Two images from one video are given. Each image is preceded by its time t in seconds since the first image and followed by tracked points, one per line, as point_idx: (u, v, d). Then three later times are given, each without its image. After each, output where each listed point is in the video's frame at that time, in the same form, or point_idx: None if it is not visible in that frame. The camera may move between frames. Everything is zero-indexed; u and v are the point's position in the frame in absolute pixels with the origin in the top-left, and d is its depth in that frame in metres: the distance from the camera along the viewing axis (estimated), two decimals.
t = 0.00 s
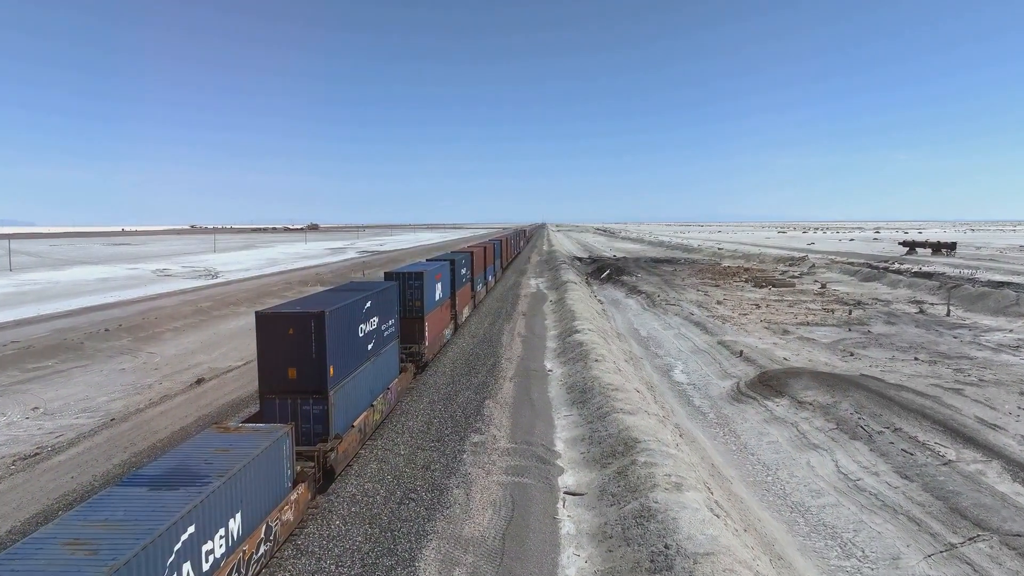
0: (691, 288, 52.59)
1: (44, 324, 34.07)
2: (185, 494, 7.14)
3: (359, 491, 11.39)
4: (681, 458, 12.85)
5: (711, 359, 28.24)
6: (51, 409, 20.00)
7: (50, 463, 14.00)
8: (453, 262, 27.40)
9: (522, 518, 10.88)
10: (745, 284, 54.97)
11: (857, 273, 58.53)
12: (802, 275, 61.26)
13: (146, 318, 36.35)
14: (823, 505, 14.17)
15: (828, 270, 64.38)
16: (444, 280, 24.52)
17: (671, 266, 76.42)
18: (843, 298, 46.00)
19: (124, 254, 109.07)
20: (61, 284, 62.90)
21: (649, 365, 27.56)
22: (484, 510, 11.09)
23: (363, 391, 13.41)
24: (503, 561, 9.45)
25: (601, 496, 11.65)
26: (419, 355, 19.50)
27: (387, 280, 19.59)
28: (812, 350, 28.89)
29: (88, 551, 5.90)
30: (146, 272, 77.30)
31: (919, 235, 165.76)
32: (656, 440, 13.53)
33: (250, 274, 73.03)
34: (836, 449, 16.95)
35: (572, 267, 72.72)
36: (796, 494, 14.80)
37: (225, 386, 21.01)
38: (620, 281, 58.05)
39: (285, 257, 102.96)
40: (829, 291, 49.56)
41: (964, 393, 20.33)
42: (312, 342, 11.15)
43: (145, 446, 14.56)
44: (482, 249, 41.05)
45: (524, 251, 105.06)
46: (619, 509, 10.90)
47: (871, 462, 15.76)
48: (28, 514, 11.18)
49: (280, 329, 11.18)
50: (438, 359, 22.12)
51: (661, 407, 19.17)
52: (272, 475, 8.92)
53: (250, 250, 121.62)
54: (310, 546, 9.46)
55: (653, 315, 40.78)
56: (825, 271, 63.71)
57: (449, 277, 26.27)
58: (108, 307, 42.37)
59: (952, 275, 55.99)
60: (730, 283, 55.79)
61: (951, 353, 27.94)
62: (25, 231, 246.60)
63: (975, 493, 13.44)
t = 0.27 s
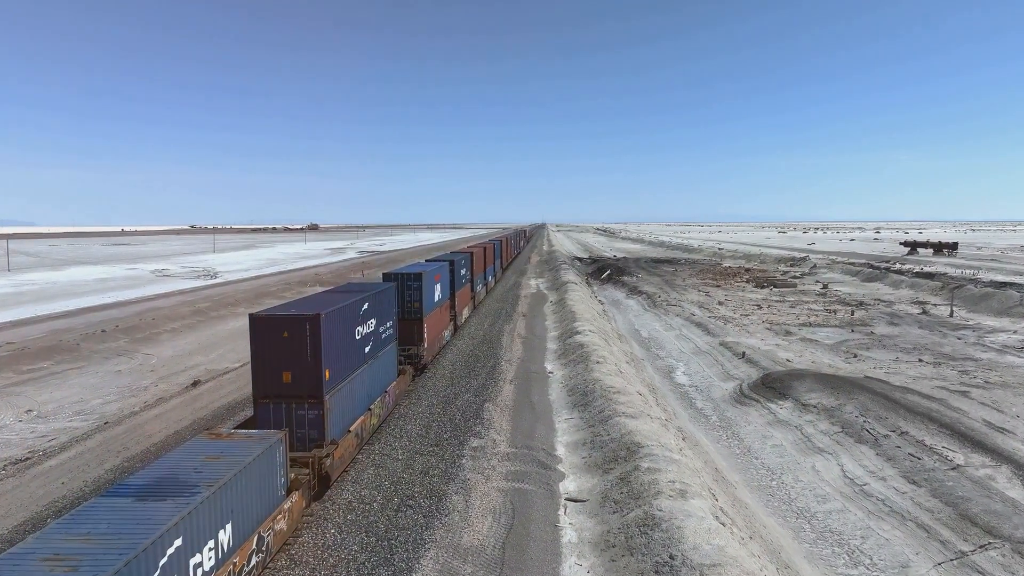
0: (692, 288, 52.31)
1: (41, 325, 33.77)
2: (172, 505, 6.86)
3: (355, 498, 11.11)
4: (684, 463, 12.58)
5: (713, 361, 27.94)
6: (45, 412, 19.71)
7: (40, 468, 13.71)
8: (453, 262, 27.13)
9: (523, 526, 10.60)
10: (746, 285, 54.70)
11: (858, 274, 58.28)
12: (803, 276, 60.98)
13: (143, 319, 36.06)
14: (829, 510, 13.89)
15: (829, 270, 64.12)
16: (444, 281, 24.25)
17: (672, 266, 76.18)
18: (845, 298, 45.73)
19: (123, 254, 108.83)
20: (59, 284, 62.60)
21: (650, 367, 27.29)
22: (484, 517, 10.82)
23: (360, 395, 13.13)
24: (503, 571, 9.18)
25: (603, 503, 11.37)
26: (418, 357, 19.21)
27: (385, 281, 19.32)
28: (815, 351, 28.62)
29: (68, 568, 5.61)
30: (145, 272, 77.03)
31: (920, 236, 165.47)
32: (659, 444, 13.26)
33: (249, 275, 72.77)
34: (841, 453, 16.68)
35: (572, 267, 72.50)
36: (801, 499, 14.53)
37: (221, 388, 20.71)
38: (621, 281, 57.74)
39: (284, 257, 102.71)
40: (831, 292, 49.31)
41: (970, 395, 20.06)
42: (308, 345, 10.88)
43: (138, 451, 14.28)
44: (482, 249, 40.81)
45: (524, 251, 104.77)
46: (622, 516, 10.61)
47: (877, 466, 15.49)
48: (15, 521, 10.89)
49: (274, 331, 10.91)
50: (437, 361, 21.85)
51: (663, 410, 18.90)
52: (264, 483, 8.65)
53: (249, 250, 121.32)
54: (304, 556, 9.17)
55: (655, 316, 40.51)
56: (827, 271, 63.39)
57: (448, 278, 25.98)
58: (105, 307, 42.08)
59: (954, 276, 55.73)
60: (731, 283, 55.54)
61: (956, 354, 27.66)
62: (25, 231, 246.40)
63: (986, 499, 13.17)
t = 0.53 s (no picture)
0: (693, 289, 52.07)
1: (37, 326, 33.49)
2: (159, 517, 6.58)
3: (351, 505, 10.85)
4: (688, 468, 12.32)
5: (715, 362, 27.68)
6: (38, 414, 19.44)
7: (30, 473, 13.43)
8: (452, 262, 26.87)
9: (523, 534, 10.33)
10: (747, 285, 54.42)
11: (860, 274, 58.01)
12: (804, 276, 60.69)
13: (140, 319, 35.78)
14: (835, 516, 13.63)
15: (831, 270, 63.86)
16: (443, 281, 23.99)
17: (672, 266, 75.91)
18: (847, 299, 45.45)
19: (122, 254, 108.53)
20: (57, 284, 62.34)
21: (651, 368, 27.02)
22: (483, 524, 10.55)
23: (356, 398, 12.86)
24: None
25: (606, 509, 11.11)
26: (416, 359, 18.93)
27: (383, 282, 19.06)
28: (818, 352, 28.35)
29: None
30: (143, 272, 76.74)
31: (921, 236, 165.16)
32: (662, 449, 13.00)
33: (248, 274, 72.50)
34: (846, 457, 16.42)
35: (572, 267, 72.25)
36: (806, 504, 14.27)
37: (217, 391, 20.43)
38: (621, 281, 57.51)
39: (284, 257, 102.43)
40: (833, 292, 49.05)
41: (976, 397, 19.79)
42: (303, 348, 10.62)
43: (131, 455, 14.01)
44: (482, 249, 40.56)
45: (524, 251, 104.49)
46: (625, 524, 10.35)
47: (884, 471, 15.22)
48: (2, 529, 10.61)
49: (268, 334, 10.65)
50: (436, 363, 21.59)
51: (665, 413, 18.62)
52: (256, 491, 8.37)
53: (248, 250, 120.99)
54: (298, 566, 8.90)
55: (655, 316, 40.24)
56: (828, 271, 63.14)
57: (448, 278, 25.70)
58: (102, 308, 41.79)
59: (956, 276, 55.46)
60: (732, 283, 55.27)
61: (960, 355, 27.40)
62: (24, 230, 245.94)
63: (996, 505, 12.92)
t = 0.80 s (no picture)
0: (693, 289, 51.82)
1: (33, 327, 33.23)
2: (144, 529, 6.31)
3: (347, 512, 10.59)
4: (692, 474, 12.05)
5: (717, 363, 27.42)
6: (31, 417, 19.17)
7: (20, 478, 13.15)
8: (451, 263, 26.60)
9: (523, 543, 10.06)
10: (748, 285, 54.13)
11: (862, 274, 57.73)
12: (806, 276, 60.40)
13: (137, 320, 35.52)
14: (841, 522, 13.36)
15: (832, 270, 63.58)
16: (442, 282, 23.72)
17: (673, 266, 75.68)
18: (849, 299, 45.17)
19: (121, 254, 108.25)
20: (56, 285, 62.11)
21: (653, 370, 26.75)
22: (482, 533, 10.28)
23: (353, 403, 12.59)
24: None
25: (607, 517, 10.84)
26: (415, 361, 18.65)
27: (381, 283, 18.80)
28: (821, 354, 28.06)
29: None
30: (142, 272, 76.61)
31: (921, 236, 164.85)
32: (665, 454, 12.73)
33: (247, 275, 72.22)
34: (852, 461, 16.16)
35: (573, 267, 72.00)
36: (811, 509, 14.02)
37: (213, 393, 20.16)
38: (622, 282, 57.28)
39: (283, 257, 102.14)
40: (835, 292, 48.78)
41: (983, 400, 19.51)
42: (296, 352, 10.35)
43: (123, 460, 13.72)
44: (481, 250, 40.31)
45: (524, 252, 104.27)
46: (627, 532, 10.09)
47: (890, 475, 14.95)
48: None
49: (261, 337, 10.38)
50: (435, 365, 21.32)
51: (667, 416, 18.35)
52: (248, 499, 8.11)
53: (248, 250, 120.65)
54: None
55: (656, 317, 39.98)
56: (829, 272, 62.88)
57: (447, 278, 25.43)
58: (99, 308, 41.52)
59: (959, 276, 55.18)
60: (733, 284, 55.01)
61: (964, 357, 27.12)
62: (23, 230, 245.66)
63: (1006, 511, 12.66)
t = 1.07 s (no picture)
0: (694, 289, 51.56)
1: (29, 328, 32.96)
2: (127, 543, 6.05)
3: (342, 520, 10.33)
4: (695, 480, 11.79)
5: (719, 365, 27.16)
6: (24, 420, 18.90)
7: (10, 484, 12.88)
8: (451, 263, 26.33)
9: (523, 551, 9.79)
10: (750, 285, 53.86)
11: (863, 275, 57.48)
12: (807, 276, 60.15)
13: (135, 321, 35.25)
14: (847, 528, 13.09)
15: (833, 270, 63.32)
16: (441, 283, 23.47)
17: (673, 266, 75.40)
18: (851, 300, 44.91)
19: (119, 254, 107.91)
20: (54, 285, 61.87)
21: (654, 371, 26.49)
22: (481, 541, 10.01)
23: (349, 407, 12.34)
24: None
25: (610, 524, 10.57)
26: (414, 363, 18.39)
27: (379, 284, 18.55)
28: (824, 355, 27.80)
29: None
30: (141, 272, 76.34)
31: (922, 236, 164.55)
32: (668, 459, 12.47)
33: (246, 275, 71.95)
34: (857, 465, 15.90)
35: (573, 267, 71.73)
36: (816, 514, 13.76)
37: (209, 395, 19.88)
38: (622, 282, 57.03)
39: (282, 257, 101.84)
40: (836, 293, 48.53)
41: (989, 402, 19.26)
42: (291, 355, 10.10)
43: (116, 465, 13.46)
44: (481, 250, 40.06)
45: (524, 251, 103.94)
46: (630, 540, 9.81)
47: (897, 480, 14.69)
48: None
49: (254, 341, 10.13)
50: (434, 367, 21.06)
51: (669, 419, 18.09)
52: (238, 509, 7.85)
53: (247, 249, 120.28)
54: None
55: (657, 318, 39.73)
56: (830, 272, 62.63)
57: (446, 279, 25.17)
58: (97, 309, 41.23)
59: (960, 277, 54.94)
60: (734, 284, 54.76)
61: (969, 358, 26.87)
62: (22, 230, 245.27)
63: (1016, 518, 12.41)
